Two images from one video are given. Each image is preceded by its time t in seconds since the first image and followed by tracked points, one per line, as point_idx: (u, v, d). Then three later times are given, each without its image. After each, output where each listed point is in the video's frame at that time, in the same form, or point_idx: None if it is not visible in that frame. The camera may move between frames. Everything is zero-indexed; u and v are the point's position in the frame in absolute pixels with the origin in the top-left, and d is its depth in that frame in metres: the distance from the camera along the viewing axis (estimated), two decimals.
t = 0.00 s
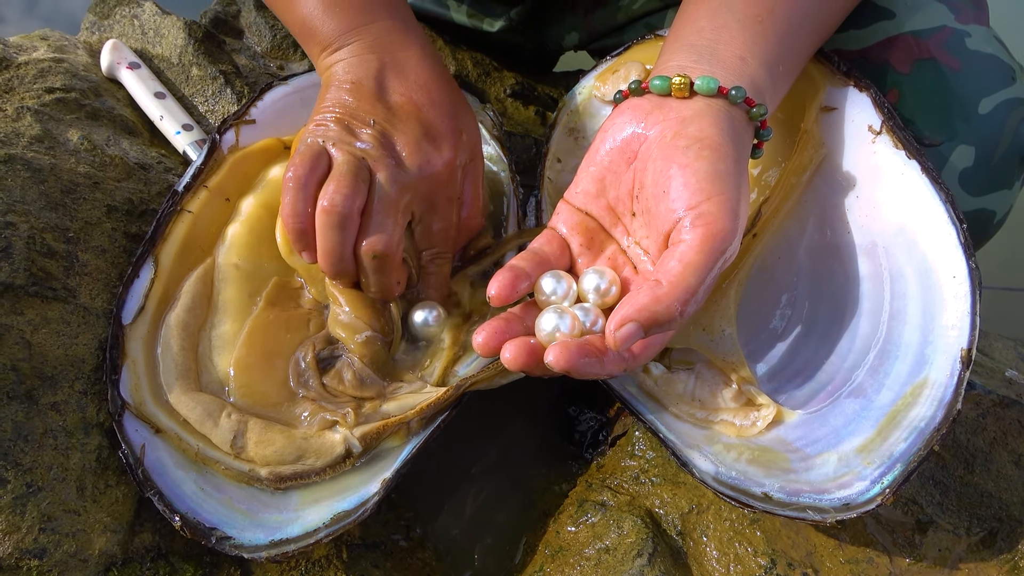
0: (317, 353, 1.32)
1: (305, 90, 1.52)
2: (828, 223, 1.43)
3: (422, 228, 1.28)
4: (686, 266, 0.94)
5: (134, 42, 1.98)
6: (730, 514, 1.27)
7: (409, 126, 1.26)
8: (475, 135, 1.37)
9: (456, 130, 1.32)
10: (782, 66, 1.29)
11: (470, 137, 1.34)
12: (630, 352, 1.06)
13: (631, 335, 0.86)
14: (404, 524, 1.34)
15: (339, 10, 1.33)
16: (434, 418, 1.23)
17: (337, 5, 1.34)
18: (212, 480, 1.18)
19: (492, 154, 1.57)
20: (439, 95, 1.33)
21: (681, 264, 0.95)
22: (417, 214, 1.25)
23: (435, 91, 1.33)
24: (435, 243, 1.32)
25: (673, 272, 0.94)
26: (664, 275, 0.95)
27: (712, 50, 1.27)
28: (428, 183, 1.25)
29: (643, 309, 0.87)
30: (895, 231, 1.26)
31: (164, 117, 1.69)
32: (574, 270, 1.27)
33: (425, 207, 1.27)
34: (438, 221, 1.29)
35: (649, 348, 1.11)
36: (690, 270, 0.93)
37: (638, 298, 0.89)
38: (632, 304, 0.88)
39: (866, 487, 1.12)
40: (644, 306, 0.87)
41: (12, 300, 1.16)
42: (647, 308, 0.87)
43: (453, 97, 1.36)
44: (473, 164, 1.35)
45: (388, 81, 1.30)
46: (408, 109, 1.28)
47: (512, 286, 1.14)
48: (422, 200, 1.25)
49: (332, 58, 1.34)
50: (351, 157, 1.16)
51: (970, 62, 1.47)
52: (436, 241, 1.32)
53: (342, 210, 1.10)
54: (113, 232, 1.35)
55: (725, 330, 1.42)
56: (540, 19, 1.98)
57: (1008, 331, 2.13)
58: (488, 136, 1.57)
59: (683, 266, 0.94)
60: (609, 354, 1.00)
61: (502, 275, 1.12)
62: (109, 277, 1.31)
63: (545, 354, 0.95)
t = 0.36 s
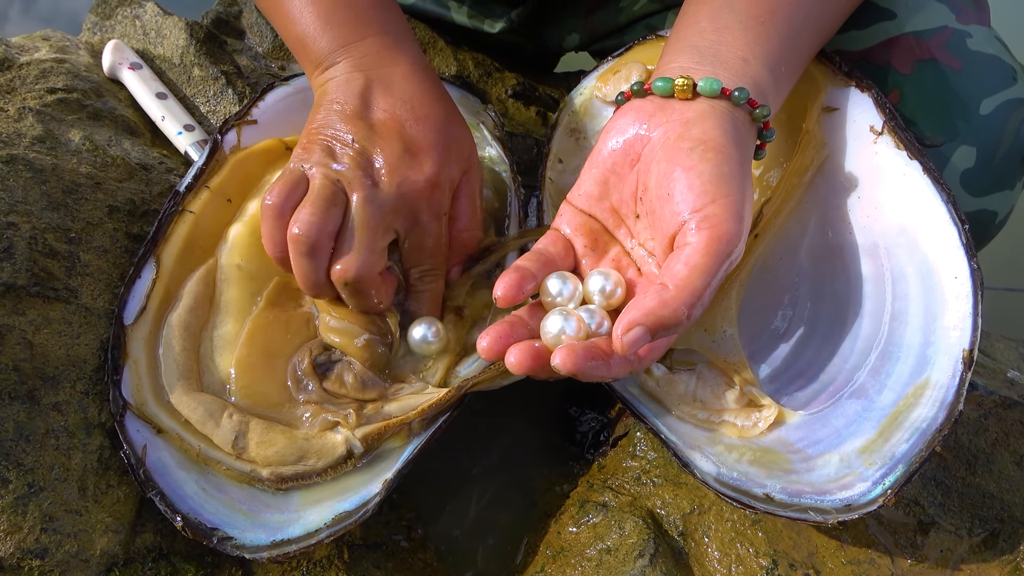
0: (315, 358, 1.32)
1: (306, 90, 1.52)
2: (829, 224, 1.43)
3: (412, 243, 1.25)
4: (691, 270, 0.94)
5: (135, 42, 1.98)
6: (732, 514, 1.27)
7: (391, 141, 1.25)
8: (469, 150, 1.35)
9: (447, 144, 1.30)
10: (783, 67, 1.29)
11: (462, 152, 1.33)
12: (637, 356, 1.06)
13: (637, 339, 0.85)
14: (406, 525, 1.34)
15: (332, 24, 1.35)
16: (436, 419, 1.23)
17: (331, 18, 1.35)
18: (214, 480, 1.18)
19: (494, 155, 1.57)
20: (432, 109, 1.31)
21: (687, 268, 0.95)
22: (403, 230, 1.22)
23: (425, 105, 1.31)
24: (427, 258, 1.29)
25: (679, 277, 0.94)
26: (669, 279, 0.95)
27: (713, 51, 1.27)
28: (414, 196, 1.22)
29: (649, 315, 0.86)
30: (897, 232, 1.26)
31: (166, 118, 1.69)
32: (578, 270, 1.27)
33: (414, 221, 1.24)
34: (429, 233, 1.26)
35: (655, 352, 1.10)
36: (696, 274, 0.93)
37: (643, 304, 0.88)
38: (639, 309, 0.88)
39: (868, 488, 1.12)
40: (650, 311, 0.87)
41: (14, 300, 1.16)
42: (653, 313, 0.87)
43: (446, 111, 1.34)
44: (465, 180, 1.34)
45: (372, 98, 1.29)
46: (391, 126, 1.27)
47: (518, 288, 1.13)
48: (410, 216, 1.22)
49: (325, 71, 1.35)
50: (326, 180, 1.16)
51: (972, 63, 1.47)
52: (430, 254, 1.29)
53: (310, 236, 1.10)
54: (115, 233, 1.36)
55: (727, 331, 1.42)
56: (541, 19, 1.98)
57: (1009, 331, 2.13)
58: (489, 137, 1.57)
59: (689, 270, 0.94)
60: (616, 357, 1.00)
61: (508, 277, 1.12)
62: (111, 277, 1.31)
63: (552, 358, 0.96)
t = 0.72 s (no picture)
0: (316, 356, 1.33)
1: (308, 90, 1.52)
2: (830, 224, 1.43)
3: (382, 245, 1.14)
4: (714, 312, 0.99)
5: (136, 42, 1.99)
6: (732, 515, 1.27)
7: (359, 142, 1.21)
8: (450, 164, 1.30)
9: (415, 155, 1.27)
10: (784, 68, 1.29)
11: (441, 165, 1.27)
12: (638, 350, 1.10)
13: (721, 385, 0.99)
14: (406, 525, 1.34)
15: (335, 35, 1.34)
16: (436, 419, 1.23)
17: (334, 29, 1.35)
18: (214, 480, 1.18)
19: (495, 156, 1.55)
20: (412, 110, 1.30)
21: (709, 309, 0.99)
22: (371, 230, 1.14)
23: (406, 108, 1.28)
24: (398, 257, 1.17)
25: (704, 322, 0.99)
26: (695, 323, 1.00)
27: (714, 51, 1.27)
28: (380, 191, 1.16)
29: (707, 367, 0.97)
30: (898, 233, 1.26)
31: (167, 118, 1.69)
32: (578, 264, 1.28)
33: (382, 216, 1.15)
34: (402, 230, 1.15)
35: (657, 346, 1.15)
36: (718, 316, 0.98)
37: (690, 361, 0.99)
38: (697, 354, 0.98)
39: (869, 489, 1.12)
40: (702, 361, 0.98)
41: (14, 300, 1.16)
42: (708, 360, 0.97)
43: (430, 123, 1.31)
44: (446, 189, 1.27)
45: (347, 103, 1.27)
46: (363, 128, 1.23)
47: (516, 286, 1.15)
48: (371, 216, 1.15)
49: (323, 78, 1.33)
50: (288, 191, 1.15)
51: (972, 64, 1.47)
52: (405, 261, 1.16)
53: (275, 262, 1.12)
54: (116, 232, 1.36)
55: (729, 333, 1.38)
56: (542, 19, 1.99)
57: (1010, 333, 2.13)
58: (490, 138, 1.56)
59: (712, 311, 0.99)
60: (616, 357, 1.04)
61: (505, 280, 1.13)
62: (111, 277, 1.31)
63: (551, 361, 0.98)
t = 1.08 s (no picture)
0: (315, 358, 1.33)
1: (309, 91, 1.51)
2: (830, 225, 1.43)
3: (374, 265, 1.09)
4: (715, 317, 1.00)
5: (137, 43, 1.99)
6: (733, 517, 1.27)
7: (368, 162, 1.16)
8: (449, 188, 1.24)
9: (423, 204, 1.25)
10: (784, 69, 1.29)
11: (441, 190, 1.21)
12: (633, 354, 1.11)
13: (735, 381, 1.02)
14: (406, 526, 1.34)
15: (346, 56, 1.30)
16: (437, 419, 1.23)
17: (346, 49, 1.31)
18: (215, 480, 1.18)
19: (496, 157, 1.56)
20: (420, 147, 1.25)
21: (710, 314, 1.00)
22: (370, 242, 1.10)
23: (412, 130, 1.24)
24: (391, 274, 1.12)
25: (707, 327, 1.00)
26: (698, 328, 1.01)
27: (714, 51, 1.27)
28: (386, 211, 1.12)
29: (717, 365, 1.00)
30: (899, 235, 1.26)
31: (168, 118, 1.69)
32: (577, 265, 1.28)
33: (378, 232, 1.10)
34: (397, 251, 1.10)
35: (653, 349, 1.17)
36: (719, 321, 0.99)
37: (699, 361, 1.01)
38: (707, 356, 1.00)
39: (869, 489, 1.12)
40: (710, 361, 1.00)
41: (15, 300, 1.17)
42: (717, 360, 0.99)
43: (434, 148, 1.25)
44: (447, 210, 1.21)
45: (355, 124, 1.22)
46: (364, 146, 1.18)
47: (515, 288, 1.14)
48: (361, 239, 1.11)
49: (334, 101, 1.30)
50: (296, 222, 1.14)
51: (973, 65, 1.47)
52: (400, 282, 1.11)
53: (298, 298, 1.19)
54: (117, 233, 1.36)
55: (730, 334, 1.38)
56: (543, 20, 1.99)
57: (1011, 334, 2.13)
58: (490, 138, 1.56)
59: (713, 316, 1.00)
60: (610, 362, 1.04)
61: (505, 280, 1.13)
62: (112, 277, 1.31)
63: (546, 367, 0.99)
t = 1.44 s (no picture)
0: (319, 356, 1.31)
1: (309, 91, 1.52)
2: (830, 226, 1.43)
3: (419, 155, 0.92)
4: (710, 315, 0.99)
5: (137, 44, 1.99)
6: (733, 517, 1.27)
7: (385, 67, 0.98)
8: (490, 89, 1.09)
9: (457, 101, 1.04)
10: (780, 69, 1.29)
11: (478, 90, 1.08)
12: (617, 348, 1.13)
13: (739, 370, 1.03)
14: (406, 526, 1.34)
15: None
16: (437, 419, 1.23)
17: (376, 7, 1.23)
18: (215, 481, 1.18)
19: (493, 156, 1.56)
20: (453, 63, 1.04)
21: (705, 311, 1.00)
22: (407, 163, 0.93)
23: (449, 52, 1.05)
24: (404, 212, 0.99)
25: (703, 324, 0.99)
26: (695, 326, 1.01)
27: (711, 49, 1.28)
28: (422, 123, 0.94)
29: (720, 358, 1.00)
30: (899, 235, 1.26)
31: (168, 119, 1.69)
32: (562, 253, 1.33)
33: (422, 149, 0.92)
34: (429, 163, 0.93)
35: (637, 343, 1.18)
36: (713, 318, 0.99)
37: (699, 357, 1.01)
38: (705, 352, 1.00)
39: (870, 488, 1.12)
40: (711, 356, 1.00)
41: (16, 301, 1.17)
42: (719, 354, 0.99)
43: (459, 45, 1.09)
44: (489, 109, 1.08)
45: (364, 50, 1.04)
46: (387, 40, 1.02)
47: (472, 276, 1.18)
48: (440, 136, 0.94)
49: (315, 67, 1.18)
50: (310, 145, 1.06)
51: (973, 65, 1.48)
52: (462, 211, 0.96)
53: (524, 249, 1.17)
54: (117, 233, 1.36)
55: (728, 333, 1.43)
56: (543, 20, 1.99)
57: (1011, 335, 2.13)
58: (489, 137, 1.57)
59: (708, 314, 0.99)
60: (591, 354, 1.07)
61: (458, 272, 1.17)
62: (113, 278, 1.31)
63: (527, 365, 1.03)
